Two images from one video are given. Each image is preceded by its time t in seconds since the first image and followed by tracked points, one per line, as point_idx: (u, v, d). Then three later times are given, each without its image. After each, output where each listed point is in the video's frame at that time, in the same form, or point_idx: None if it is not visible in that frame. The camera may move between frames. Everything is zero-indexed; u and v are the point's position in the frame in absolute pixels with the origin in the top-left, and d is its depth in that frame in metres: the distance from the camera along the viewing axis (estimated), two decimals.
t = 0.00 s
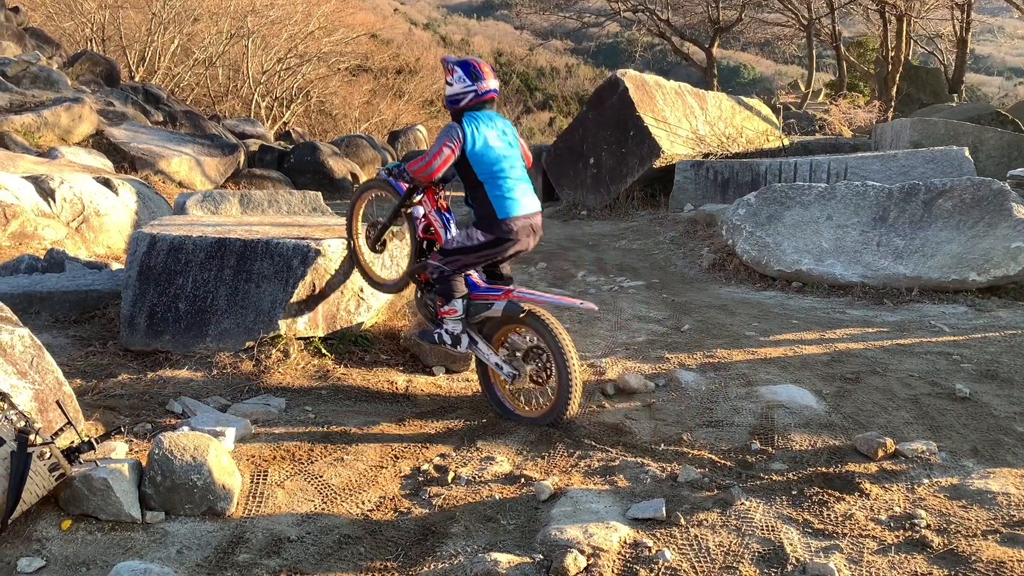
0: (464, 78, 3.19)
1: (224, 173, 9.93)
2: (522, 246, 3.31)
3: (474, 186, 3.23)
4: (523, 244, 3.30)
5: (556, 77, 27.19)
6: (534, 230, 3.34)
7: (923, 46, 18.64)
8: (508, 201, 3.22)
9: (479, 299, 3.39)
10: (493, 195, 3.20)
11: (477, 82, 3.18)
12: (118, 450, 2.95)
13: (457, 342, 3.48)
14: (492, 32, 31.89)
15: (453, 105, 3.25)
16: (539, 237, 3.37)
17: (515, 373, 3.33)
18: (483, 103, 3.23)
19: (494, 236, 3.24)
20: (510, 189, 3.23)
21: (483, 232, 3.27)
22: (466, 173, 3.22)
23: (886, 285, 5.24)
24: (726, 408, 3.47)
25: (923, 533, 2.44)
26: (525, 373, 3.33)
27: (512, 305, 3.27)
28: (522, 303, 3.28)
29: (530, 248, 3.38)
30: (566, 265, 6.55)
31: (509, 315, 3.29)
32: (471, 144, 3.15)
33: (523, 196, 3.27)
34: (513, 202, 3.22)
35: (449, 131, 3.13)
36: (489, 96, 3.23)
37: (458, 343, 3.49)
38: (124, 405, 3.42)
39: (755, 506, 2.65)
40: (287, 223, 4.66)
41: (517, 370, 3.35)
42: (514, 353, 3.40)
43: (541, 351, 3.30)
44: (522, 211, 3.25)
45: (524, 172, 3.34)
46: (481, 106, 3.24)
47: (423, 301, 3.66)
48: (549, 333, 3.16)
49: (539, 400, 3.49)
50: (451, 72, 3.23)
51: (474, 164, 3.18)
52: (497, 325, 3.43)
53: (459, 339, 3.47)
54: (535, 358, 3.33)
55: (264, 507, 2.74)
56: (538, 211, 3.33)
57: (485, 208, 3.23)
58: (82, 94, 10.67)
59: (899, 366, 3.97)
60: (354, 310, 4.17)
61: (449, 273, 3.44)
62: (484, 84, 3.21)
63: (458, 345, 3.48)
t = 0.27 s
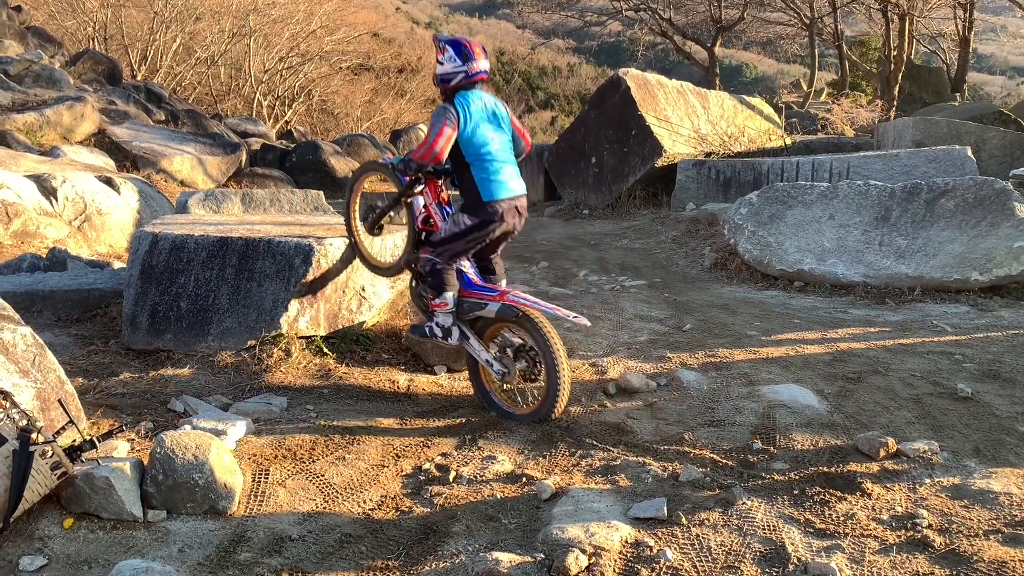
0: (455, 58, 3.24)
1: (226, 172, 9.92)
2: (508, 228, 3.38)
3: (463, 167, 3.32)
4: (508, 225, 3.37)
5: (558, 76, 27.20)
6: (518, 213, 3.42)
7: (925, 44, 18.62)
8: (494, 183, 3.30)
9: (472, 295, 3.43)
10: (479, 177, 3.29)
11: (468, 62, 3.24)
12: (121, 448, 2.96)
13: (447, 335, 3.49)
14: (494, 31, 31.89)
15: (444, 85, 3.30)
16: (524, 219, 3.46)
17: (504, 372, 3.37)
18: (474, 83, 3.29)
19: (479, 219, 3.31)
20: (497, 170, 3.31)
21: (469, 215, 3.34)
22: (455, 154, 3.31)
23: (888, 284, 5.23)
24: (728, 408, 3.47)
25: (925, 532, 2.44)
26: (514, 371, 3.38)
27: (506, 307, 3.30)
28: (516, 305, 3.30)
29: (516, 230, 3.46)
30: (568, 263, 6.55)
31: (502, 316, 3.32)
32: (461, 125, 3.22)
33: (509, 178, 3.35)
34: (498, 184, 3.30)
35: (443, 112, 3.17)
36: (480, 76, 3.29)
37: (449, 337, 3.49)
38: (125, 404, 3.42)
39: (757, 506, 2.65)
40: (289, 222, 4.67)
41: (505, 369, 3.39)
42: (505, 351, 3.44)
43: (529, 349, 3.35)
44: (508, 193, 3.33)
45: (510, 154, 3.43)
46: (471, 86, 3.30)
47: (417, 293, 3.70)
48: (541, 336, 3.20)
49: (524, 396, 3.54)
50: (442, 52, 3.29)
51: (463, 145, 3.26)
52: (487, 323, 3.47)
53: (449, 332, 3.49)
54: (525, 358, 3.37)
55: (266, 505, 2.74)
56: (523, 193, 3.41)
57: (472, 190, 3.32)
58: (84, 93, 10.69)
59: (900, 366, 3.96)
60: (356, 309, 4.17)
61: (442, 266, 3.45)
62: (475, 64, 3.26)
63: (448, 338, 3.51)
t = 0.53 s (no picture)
0: (446, 30, 3.30)
1: (228, 171, 9.88)
2: (496, 207, 3.46)
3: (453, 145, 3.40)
4: (496, 205, 3.46)
5: (560, 75, 27.21)
6: (505, 194, 3.50)
7: (927, 44, 18.60)
8: (482, 163, 3.38)
9: (463, 286, 3.47)
10: (468, 156, 3.37)
11: (460, 35, 3.30)
12: (122, 447, 2.96)
13: (437, 321, 3.53)
14: (496, 30, 31.90)
15: (437, 58, 3.36)
16: (511, 200, 3.54)
17: (490, 365, 3.40)
18: (466, 55, 3.35)
19: (467, 199, 3.39)
20: (486, 150, 3.39)
21: (458, 195, 3.42)
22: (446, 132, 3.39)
23: (890, 284, 5.23)
24: (730, 407, 3.47)
25: (926, 532, 2.44)
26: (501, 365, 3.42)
27: (497, 301, 3.32)
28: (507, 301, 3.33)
29: (504, 210, 3.54)
30: (570, 263, 6.55)
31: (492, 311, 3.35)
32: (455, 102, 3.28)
33: (498, 158, 3.43)
34: (486, 164, 3.38)
35: (438, 89, 3.22)
36: (471, 49, 3.35)
37: (439, 322, 3.54)
38: (127, 402, 3.42)
39: (759, 505, 2.65)
40: (291, 221, 4.67)
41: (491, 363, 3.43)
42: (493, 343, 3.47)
43: (517, 344, 3.39)
44: (495, 173, 3.41)
45: (501, 134, 3.49)
46: (463, 59, 3.36)
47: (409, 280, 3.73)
48: (528, 333, 3.24)
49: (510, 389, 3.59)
50: (435, 24, 3.34)
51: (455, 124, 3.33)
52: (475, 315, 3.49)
53: (439, 318, 3.52)
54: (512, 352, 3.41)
55: (267, 504, 2.74)
56: (510, 173, 3.49)
57: (461, 169, 3.41)
58: (86, 92, 10.70)
59: (902, 365, 3.95)
60: (358, 308, 4.17)
61: (437, 252, 3.48)
62: (467, 37, 3.32)
63: (438, 324, 3.54)
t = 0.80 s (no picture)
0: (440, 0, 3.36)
1: (230, 170, 9.87)
2: (487, 183, 3.53)
3: (445, 121, 3.45)
4: (487, 181, 3.52)
5: (562, 75, 27.22)
6: (497, 170, 3.56)
7: (930, 44, 18.59)
8: (473, 140, 3.43)
9: (453, 274, 3.52)
10: (460, 133, 3.42)
11: (453, 5, 3.35)
12: (124, 446, 2.97)
13: (424, 300, 3.58)
14: (499, 29, 31.93)
15: (431, 29, 3.41)
16: (502, 176, 3.61)
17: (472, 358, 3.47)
18: (459, 26, 3.40)
19: (458, 175, 3.46)
20: (478, 126, 3.44)
21: (450, 171, 3.48)
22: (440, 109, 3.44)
23: (891, 284, 5.23)
24: (731, 407, 3.47)
25: (928, 533, 2.44)
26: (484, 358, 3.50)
27: (486, 294, 3.38)
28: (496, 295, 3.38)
29: (495, 186, 3.60)
30: (572, 262, 6.55)
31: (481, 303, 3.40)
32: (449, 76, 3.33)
33: (489, 135, 3.49)
34: (478, 141, 3.44)
35: (431, 65, 3.26)
36: (465, 18, 3.40)
37: (426, 301, 3.58)
38: (130, 401, 3.43)
39: (761, 505, 2.65)
40: (293, 220, 4.68)
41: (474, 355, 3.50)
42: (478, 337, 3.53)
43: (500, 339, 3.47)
44: (487, 149, 3.47)
45: (493, 110, 3.55)
46: (457, 29, 3.41)
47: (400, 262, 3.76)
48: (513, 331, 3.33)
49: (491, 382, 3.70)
50: None
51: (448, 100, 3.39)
52: (459, 305, 3.53)
53: (426, 299, 3.57)
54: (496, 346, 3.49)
55: (269, 503, 2.75)
56: (501, 150, 3.55)
57: (452, 146, 3.46)
58: (89, 91, 10.72)
59: (904, 365, 3.95)
60: (360, 308, 4.17)
61: (436, 235, 3.50)
62: (460, 7, 3.38)
63: (425, 303, 3.58)
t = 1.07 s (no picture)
0: None
1: (233, 170, 9.87)
2: (479, 160, 3.62)
3: (439, 97, 3.54)
4: (479, 158, 3.61)
5: (564, 75, 27.21)
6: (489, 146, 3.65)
7: (933, 44, 18.57)
8: (465, 117, 3.51)
9: (445, 256, 3.55)
10: (453, 109, 3.51)
11: None
12: (127, 446, 2.97)
13: (415, 279, 3.55)
14: (501, 29, 31.92)
15: (427, 5, 3.49)
16: (494, 154, 3.70)
17: (452, 345, 3.60)
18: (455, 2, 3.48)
19: (451, 151, 3.54)
20: (471, 101, 3.53)
21: (442, 148, 3.57)
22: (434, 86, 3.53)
23: (893, 284, 5.23)
24: (733, 407, 3.47)
25: (929, 533, 2.44)
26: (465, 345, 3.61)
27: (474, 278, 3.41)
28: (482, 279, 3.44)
29: (487, 163, 3.70)
30: (574, 262, 6.55)
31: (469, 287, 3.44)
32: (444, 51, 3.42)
33: (481, 110, 3.57)
34: (470, 117, 3.52)
35: (426, 42, 3.35)
36: None
37: (416, 280, 3.56)
38: (132, 400, 3.44)
39: (763, 506, 2.65)
40: (295, 220, 4.69)
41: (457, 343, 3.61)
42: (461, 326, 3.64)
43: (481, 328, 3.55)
44: (479, 125, 3.55)
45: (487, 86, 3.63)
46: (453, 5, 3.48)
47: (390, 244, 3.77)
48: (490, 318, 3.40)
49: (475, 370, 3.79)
50: None
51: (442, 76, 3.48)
52: (444, 292, 3.63)
53: (418, 276, 3.55)
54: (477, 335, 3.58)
55: (271, 503, 2.75)
56: (493, 126, 3.63)
57: (445, 122, 3.55)
58: (91, 90, 10.73)
59: (906, 366, 3.95)
60: (362, 307, 4.18)
61: (434, 216, 3.53)
62: None
63: (417, 280, 3.56)
